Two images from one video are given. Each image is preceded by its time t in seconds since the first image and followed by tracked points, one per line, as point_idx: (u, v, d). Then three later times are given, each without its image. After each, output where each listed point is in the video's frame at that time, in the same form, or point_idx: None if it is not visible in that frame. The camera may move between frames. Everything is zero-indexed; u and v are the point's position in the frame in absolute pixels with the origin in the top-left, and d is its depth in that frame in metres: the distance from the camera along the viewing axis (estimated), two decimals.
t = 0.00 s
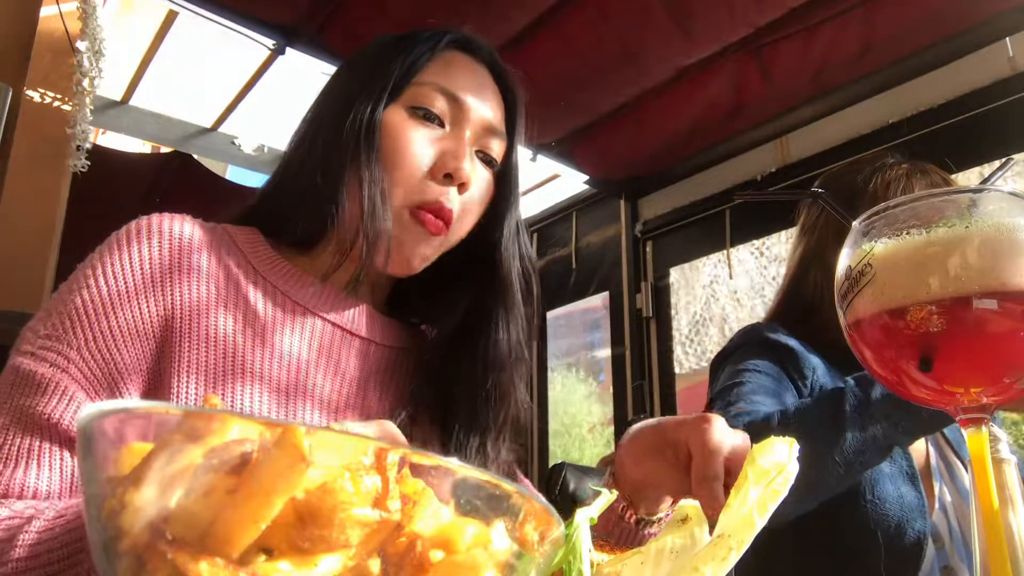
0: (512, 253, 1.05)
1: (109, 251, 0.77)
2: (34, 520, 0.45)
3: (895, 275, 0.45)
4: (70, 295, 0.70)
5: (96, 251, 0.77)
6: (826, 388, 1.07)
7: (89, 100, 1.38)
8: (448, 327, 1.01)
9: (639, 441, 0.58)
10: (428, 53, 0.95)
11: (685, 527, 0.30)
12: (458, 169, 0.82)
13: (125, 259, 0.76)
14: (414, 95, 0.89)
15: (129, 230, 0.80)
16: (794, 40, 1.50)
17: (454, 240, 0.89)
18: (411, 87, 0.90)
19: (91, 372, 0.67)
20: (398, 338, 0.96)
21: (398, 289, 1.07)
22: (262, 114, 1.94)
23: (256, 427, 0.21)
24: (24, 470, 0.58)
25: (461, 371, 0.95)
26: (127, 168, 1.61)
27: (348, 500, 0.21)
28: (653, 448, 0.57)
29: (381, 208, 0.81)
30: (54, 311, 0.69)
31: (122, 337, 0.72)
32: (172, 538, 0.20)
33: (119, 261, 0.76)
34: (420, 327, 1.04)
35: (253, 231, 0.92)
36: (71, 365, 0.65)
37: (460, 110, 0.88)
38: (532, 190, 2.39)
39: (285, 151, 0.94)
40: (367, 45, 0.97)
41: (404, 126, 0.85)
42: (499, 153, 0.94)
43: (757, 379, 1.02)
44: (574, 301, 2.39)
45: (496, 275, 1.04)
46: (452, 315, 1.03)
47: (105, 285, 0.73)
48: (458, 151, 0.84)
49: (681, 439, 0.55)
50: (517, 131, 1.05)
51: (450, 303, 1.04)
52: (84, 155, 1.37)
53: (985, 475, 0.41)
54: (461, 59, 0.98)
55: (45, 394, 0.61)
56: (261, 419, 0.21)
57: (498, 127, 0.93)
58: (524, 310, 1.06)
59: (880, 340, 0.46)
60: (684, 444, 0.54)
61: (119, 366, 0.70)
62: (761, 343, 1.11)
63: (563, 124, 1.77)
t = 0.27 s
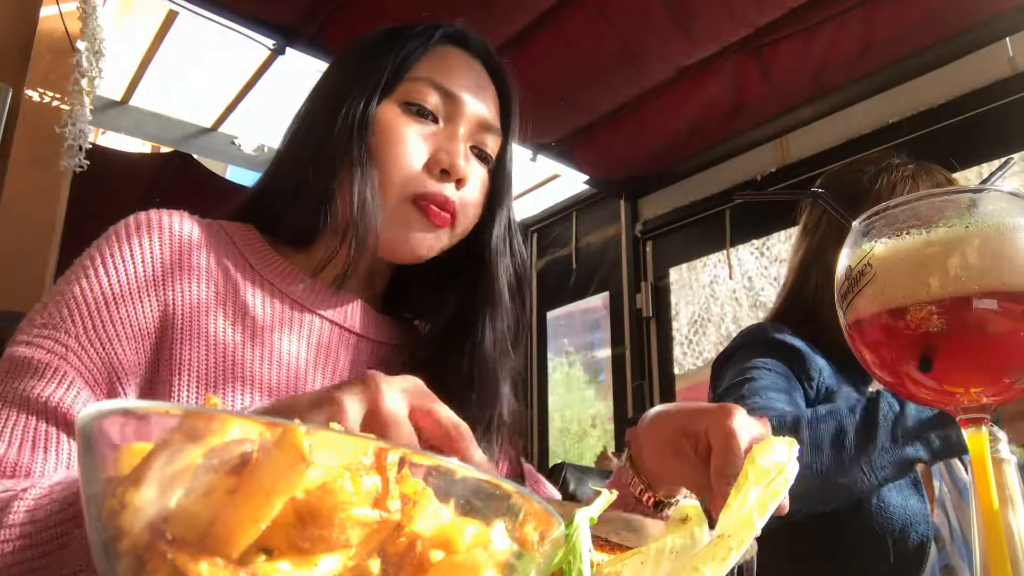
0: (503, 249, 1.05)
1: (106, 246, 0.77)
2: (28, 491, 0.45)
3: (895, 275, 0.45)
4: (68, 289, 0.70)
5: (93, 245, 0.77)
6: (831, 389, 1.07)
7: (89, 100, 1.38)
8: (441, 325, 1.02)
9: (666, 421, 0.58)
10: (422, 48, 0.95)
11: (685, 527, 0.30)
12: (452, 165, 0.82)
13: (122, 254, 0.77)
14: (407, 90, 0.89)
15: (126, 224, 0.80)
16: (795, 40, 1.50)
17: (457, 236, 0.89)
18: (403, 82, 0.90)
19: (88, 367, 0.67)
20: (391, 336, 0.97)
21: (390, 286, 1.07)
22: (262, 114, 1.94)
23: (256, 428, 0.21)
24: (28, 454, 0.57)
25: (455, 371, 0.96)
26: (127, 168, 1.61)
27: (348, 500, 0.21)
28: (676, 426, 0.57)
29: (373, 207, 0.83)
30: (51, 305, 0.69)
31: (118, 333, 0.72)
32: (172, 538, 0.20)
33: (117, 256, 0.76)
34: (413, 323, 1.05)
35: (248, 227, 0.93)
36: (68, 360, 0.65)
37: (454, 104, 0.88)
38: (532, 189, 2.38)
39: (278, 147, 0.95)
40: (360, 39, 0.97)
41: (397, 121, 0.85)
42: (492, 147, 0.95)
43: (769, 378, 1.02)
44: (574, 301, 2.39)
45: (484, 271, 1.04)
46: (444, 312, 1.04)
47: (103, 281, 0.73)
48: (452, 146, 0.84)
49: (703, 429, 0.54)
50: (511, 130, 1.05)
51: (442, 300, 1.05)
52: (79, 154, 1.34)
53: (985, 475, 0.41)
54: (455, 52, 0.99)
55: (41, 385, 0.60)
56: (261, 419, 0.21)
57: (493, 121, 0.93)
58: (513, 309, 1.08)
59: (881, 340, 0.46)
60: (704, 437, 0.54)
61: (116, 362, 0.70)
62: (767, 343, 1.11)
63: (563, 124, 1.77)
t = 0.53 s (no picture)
0: (508, 249, 1.05)
1: (98, 249, 0.77)
2: (19, 508, 0.45)
3: (895, 275, 0.45)
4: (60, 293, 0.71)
5: (84, 248, 0.77)
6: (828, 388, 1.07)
7: (89, 99, 1.38)
8: (441, 326, 1.02)
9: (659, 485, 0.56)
10: (419, 43, 0.95)
11: (685, 528, 0.30)
12: (444, 167, 0.83)
13: (114, 258, 0.77)
14: (403, 88, 0.89)
15: (117, 227, 0.80)
16: (795, 40, 1.50)
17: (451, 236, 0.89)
18: (400, 81, 0.90)
19: (81, 373, 0.67)
20: (389, 337, 0.98)
21: (393, 283, 1.07)
22: (262, 114, 1.94)
23: (256, 427, 0.21)
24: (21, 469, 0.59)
25: (450, 372, 0.97)
26: (127, 168, 1.61)
27: (348, 500, 0.21)
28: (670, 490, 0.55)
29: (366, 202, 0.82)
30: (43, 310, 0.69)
31: (111, 337, 0.72)
32: (172, 538, 0.20)
33: (109, 260, 0.76)
34: (412, 322, 1.05)
35: (243, 227, 0.93)
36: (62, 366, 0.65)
37: (450, 104, 0.88)
38: (532, 189, 2.38)
39: (272, 144, 0.94)
40: (357, 36, 0.97)
41: (391, 122, 0.85)
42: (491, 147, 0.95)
43: (767, 374, 1.04)
44: (574, 301, 2.39)
45: (489, 270, 1.04)
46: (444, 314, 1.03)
47: (94, 285, 0.73)
48: (447, 149, 0.84)
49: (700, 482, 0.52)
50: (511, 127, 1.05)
51: (442, 299, 1.05)
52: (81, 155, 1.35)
53: (985, 476, 0.41)
54: (453, 49, 0.98)
55: (33, 393, 0.61)
56: (261, 419, 0.21)
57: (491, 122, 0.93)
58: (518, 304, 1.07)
59: (880, 340, 0.46)
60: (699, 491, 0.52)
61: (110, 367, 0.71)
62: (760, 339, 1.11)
63: (562, 124, 1.77)
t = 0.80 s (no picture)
0: (508, 249, 1.05)
1: (102, 247, 0.76)
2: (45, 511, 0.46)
3: (895, 275, 0.45)
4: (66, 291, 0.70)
5: (88, 246, 0.77)
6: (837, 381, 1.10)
7: (89, 100, 1.38)
8: (444, 328, 1.02)
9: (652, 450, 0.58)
10: (422, 43, 0.96)
11: (685, 528, 0.30)
12: (447, 169, 0.83)
13: (119, 256, 0.77)
14: (405, 90, 0.89)
15: (120, 225, 0.80)
16: (794, 40, 1.50)
17: (455, 237, 0.90)
18: (402, 82, 0.90)
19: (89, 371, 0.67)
20: (390, 337, 0.98)
21: (394, 283, 1.07)
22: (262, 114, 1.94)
23: (256, 427, 0.21)
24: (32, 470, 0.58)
25: (455, 369, 0.97)
26: (127, 168, 1.61)
27: (348, 500, 0.21)
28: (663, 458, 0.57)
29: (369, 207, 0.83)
30: (49, 309, 0.69)
31: (117, 336, 0.72)
32: (172, 539, 0.20)
33: (114, 259, 0.76)
34: (412, 323, 1.05)
35: (243, 226, 0.93)
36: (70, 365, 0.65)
37: (452, 105, 0.88)
38: (532, 190, 2.38)
39: (274, 144, 0.95)
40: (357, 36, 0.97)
41: (394, 124, 0.86)
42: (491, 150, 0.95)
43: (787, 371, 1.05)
44: (574, 301, 2.39)
45: (486, 271, 1.05)
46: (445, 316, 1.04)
47: (101, 283, 0.73)
48: (449, 151, 0.84)
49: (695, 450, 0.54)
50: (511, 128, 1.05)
51: (442, 300, 1.05)
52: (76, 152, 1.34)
53: (985, 476, 0.41)
54: (455, 51, 0.98)
55: (45, 393, 0.61)
56: (261, 419, 0.21)
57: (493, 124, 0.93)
58: (518, 305, 1.07)
59: (881, 340, 0.46)
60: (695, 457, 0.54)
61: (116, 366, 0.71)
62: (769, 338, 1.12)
63: (562, 124, 1.77)
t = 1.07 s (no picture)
0: (508, 248, 1.05)
1: (102, 245, 0.76)
2: (45, 512, 0.46)
3: (895, 276, 0.45)
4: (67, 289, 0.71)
5: (88, 244, 0.77)
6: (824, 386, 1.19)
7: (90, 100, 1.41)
8: (442, 327, 1.02)
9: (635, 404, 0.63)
10: (423, 42, 0.96)
11: (685, 528, 0.30)
12: (447, 170, 0.82)
13: (119, 254, 0.77)
14: (404, 89, 0.89)
15: (120, 222, 0.80)
16: (794, 40, 1.50)
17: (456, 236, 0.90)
18: (402, 81, 0.90)
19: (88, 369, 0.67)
20: (389, 334, 0.98)
21: (393, 280, 1.07)
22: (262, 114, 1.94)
23: (256, 427, 0.21)
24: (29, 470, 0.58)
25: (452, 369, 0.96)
26: (127, 168, 1.61)
27: (348, 499, 0.21)
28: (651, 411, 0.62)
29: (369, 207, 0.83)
30: (49, 307, 0.69)
31: (117, 334, 0.72)
32: (171, 538, 0.20)
33: (114, 257, 0.76)
34: (410, 321, 1.06)
35: (242, 224, 0.93)
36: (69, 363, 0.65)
37: (452, 105, 0.88)
38: (532, 190, 2.38)
39: (273, 143, 0.95)
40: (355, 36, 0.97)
41: (394, 124, 0.86)
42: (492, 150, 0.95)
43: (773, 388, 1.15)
44: (574, 301, 2.39)
45: (487, 270, 1.05)
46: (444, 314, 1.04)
47: (100, 282, 0.73)
48: (450, 150, 0.84)
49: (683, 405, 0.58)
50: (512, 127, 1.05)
51: (443, 297, 1.05)
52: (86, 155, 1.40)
53: (985, 477, 0.41)
54: (454, 50, 0.98)
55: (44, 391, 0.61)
56: (262, 419, 0.21)
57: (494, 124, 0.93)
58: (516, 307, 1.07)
59: (880, 340, 0.46)
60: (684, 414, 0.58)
61: (115, 364, 0.71)
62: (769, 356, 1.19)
63: (562, 124, 1.77)
